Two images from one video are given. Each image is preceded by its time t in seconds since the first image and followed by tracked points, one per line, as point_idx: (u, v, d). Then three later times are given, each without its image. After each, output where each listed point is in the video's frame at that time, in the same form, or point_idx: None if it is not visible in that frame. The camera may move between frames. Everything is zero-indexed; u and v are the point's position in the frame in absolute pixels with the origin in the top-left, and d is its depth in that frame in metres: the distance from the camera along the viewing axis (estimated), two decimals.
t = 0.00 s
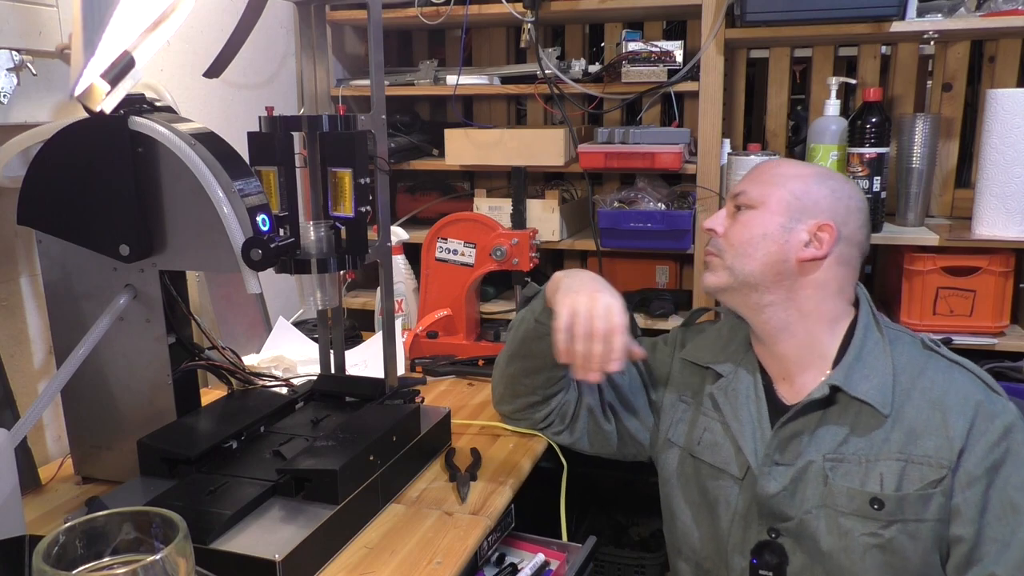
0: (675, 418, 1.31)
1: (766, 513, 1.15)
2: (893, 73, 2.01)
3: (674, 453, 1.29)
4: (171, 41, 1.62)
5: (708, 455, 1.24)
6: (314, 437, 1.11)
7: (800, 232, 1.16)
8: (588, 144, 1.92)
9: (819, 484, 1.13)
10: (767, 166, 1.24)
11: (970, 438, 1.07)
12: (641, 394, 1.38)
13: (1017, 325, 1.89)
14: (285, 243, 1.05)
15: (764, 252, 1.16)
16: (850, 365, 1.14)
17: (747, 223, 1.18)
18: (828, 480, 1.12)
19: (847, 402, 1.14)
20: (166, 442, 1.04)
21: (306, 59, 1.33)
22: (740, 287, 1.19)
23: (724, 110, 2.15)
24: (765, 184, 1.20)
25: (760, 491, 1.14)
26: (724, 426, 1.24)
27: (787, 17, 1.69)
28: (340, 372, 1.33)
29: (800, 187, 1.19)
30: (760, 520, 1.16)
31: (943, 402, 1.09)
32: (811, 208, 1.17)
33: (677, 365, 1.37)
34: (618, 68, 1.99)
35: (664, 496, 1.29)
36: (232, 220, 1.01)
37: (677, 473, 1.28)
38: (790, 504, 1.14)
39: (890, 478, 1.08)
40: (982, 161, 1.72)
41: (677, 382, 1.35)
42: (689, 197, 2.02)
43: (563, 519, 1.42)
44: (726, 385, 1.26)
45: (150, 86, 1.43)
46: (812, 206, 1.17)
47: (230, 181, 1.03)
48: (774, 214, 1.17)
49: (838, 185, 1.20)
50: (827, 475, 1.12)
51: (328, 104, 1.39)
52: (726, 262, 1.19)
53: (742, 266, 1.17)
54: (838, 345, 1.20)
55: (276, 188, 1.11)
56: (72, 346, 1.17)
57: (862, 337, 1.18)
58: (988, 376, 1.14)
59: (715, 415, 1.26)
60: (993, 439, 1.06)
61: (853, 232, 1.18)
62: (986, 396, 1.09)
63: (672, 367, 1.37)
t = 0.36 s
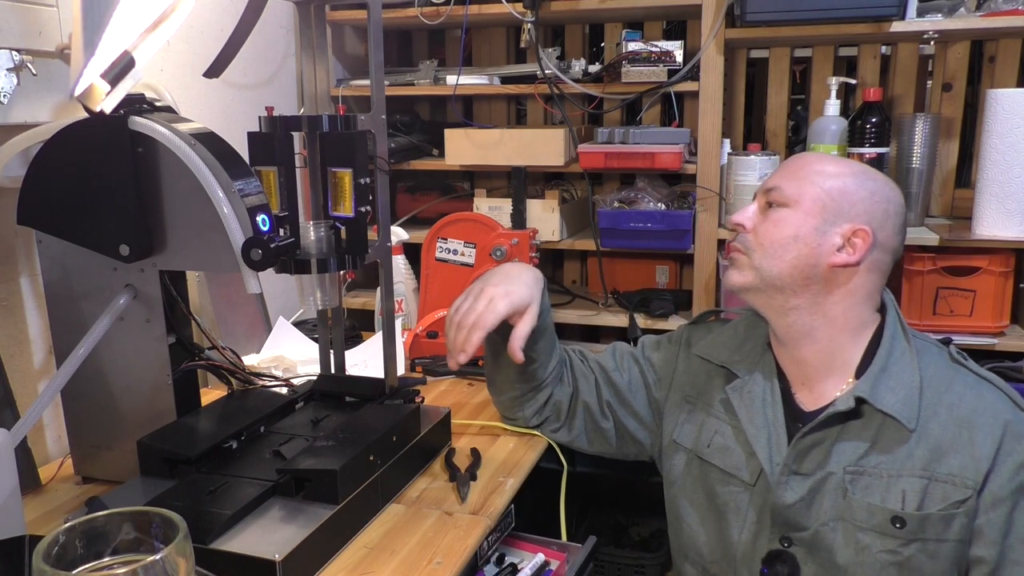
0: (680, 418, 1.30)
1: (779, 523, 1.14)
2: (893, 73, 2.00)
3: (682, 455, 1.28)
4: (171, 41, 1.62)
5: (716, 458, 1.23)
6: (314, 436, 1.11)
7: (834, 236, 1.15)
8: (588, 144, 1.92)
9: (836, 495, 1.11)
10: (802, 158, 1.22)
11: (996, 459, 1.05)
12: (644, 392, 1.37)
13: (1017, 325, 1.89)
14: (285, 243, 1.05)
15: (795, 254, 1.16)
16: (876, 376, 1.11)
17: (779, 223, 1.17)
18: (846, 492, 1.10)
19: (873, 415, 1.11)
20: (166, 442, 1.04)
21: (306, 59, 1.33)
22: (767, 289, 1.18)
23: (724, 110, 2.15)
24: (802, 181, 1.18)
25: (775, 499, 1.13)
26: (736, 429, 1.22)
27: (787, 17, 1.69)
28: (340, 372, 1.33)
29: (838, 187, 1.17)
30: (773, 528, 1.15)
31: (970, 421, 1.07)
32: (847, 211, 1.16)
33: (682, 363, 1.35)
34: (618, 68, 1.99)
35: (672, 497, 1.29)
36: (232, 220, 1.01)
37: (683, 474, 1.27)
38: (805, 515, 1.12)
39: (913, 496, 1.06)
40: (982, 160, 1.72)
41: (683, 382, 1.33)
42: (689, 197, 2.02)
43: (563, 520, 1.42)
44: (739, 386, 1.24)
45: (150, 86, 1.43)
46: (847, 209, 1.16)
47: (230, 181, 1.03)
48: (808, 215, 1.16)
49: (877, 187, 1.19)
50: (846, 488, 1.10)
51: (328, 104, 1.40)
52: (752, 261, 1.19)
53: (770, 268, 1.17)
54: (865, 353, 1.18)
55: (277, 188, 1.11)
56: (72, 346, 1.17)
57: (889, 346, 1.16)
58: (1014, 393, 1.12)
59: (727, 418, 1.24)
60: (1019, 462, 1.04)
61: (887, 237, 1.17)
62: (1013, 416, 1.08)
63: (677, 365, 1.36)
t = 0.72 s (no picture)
0: (681, 423, 1.30)
1: (780, 530, 1.13)
2: (893, 73, 2.00)
3: (682, 460, 1.28)
4: (171, 42, 1.62)
5: (717, 463, 1.22)
6: (314, 437, 1.11)
7: (837, 242, 1.12)
8: (588, 144, 1.92)
9: (837, 505, 1.10)
10: (807, 158, 1.18)
11: (1000, 471, 1.03)
12: (644, 395, 1.36)
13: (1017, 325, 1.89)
14: (285, 243, 1.05)
15: (797, 260, 1.13)
16: (880, 385, 1.09)
17: (781, 228, 1.14)
18: (848, 503, 1.09)
19: (878, 425, 1.09)
20: (166, 442, 1.04)
21: (306, 59, 1.33)
22: (767, 296, 1.16)
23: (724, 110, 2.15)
24: (805, 184, 1.14)
25: (777, 508, 1.12)
26: (737, 435, 1.21)
27: (786, 17, 1.69)
28: (340, 372, 1.33)
29: (842, 190, 1.13)
30: (773, 535, 1.14)
31: (975, 431, 1.05)
32: (850, 215, 1.12)
33: (683, 367, 1.33)
34: (618, 68, 1.99)
35: (671, 501, 1.29)
36: (232, 220, 1.01)
37: (684, 479, 1.27)
38: (807, 526, 1.12)
39: (916, 508, 1.05)
40: (982, 160, 1.71)
41: (684, 386, 1.32)
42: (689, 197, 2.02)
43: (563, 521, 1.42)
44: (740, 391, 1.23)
45: (150, 86, 1.44)
46: (851, 212, 1.12)
47: (230, 181, 1.03)
48: (811, 220, 1.13)
49: (883, 188, 1.15)
50: (848, 499, 1.09)
51: (327, 104, 1.40)
52: (753, 267, 1.16)
53: (771, 274, 1.14)
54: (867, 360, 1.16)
55: (277, 188, 1.11)
56: (72, 346, 1.17)
57: (893, 353, 1.14)
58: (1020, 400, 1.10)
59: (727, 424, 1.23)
60: None
61: (892, 242, 1.14)
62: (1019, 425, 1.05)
63: (677, 368, 1.34)
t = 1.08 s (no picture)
0: (680, 429, 1.29)
1: (784, 545, 1.11)
2: (893, 73, 2.00)
3: (682, 466, 1.27)
4: (171, 41, 1.62)
5: (718, 472, 1.21)
6: (314, 436, 1.11)
7: (850, 256, 1.08)
8: (588, 144, 1.92)
9: (845, 522, 1.08)
10: (819, 163, 1.12)
11: (1014, 493, 1.01)
12: (642, 400, 1.35)
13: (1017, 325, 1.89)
14: (285, 243, 1.05)
15: (807, 275, 1.09)
16: (892, 402, 1.06)
17: (791, 241, 1.10)
18: (856, 521, 1.07)
19: (889, 443, 1.06)
20: (166, 442, 1.04)
21: (306, 60, 1.33)
22: (775, 309, 1.13)
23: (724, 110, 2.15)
24: (816, 195, 1.09)
25: (782, 524, 1.11)
26: (740, 445, 1.20)
27: (786, 17, 1.69)
28: (340, 372, 1.33)
29: (856, 200, 1.08)
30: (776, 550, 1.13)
31: (988, 451, 1.02)
32: (864, 228, 1.08)
33: (682, 372, 1.31)
34: (618, 68, 1.99)
35: (673, 508, 1.29)
36: (232, 220, 1.01)
37: (684, 485, 1.26)
38: (808, 545, 1.10)
39: (925, 529, 1.02)
40: (982, 161, 1.71)
41: (684, 392, 1.30)
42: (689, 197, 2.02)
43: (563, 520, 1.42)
44: (744, 399, 1.21)
45: (150, 86, 1.44)
46: (865, 224, 1.08)
47: (230, 181, 1.03)
48: (822, 233, 1.08)
49: (900, 195, 1.09)
50: (856, 516, 1.07)
51: (327, 104, 1.40)
52: (762, 280, 1.13)
53: (780, 288, 1.11)
54: (877, 374, 1.13)
55: (276, 189, 1.11)
56: (72, 346, 1.18)
57: (906, 367, 1.10)
58: None
59: (730, 433, 1.22)
60: None
61: (907, 252, 1.10)
62: None
63: (677, 373, 1.32)
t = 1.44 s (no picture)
0: (696, 428, 1.21)
1: (797, 561, 1.07)
2: (893, 73, 2.00)
3: (695, 466, 1.20)
4: (171, 41, 1.62)
5: (734, 479, 1.15)
6: (314, 436, 1.11)
7: (886, 273, 1.01)
8: (588, 144, 1.92)
9: (861, 542, 1.02)
10: (861, 168, 1.04)
11: None
12: (659, 393, 1.25)
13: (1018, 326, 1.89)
14: (285, 243, 1.05)
15: (841, 291, 1.02)
16: (920, 422, 1.00)
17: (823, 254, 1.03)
18: (873, 542, 1.01)
19: (915, 467, 1.00)
20: (166, 442, 1.04)
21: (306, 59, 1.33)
22: (802, 321, 1.06)
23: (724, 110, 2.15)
24: (854, 204, 1.02)
25: (800, 541, 1.06)
26: (757, 454, 1.14)
27: (786, 17, 1.70)
28: (340, 372, 1.33)
29: (899, 212, 1.00)
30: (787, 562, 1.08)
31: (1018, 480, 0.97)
32: (903, 244, 1.01)
33: (705, 368, 1.22)
34: (618, 68, 1.99)
35: (681, 508, 1.23)
36: (232, 220, 1.01)
37: (695, 484, 1.20)
38: (823, 561, 1.05)
39: (947, 555, 0.97)
40: (982, 161, 1.70)
41: (704, 389, 1.22)
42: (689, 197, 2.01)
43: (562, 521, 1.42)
44: (764, 406, 1.15)
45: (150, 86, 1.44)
46: (905, 240, 1.01)
47: (230, 181, 1.03)
48: (858, 248, 1.01)
49: (947, 209, 1.01)
50: (875, 538, 1.01)
51: (326, 104, 1.41)
52: (791, 293, 1.06)
53: (809, 303, 1.04)
54: (905, 393, 1.07)
55: (276, 189, 1.12)
56: (72, 346, 1.18)
57: (937, 385, 1.03)
58: None
59: (748, 440, 1.15)
60: None
61: (947, 271, 1.03)
62: None
63: (697, 365, 1.23)
